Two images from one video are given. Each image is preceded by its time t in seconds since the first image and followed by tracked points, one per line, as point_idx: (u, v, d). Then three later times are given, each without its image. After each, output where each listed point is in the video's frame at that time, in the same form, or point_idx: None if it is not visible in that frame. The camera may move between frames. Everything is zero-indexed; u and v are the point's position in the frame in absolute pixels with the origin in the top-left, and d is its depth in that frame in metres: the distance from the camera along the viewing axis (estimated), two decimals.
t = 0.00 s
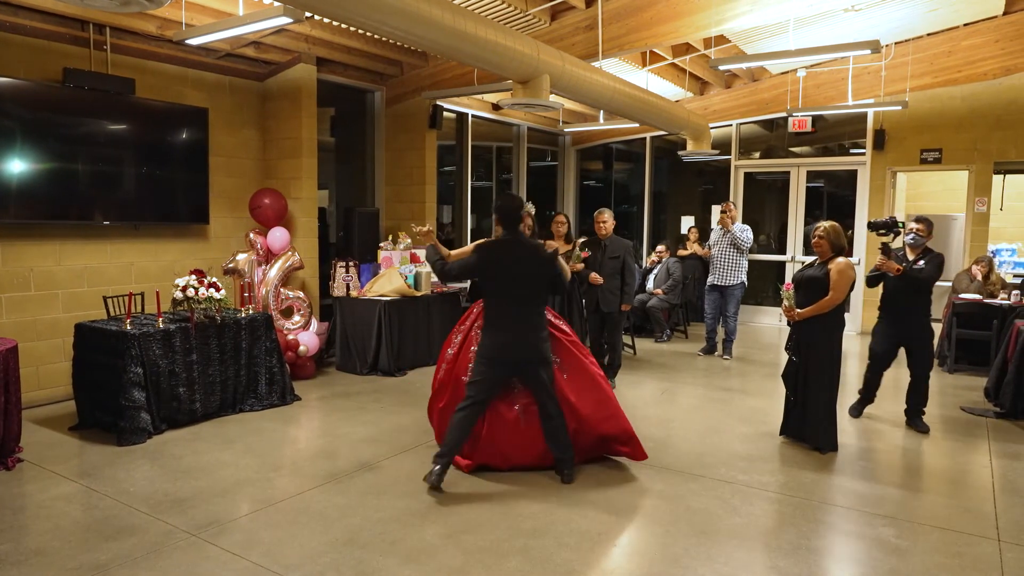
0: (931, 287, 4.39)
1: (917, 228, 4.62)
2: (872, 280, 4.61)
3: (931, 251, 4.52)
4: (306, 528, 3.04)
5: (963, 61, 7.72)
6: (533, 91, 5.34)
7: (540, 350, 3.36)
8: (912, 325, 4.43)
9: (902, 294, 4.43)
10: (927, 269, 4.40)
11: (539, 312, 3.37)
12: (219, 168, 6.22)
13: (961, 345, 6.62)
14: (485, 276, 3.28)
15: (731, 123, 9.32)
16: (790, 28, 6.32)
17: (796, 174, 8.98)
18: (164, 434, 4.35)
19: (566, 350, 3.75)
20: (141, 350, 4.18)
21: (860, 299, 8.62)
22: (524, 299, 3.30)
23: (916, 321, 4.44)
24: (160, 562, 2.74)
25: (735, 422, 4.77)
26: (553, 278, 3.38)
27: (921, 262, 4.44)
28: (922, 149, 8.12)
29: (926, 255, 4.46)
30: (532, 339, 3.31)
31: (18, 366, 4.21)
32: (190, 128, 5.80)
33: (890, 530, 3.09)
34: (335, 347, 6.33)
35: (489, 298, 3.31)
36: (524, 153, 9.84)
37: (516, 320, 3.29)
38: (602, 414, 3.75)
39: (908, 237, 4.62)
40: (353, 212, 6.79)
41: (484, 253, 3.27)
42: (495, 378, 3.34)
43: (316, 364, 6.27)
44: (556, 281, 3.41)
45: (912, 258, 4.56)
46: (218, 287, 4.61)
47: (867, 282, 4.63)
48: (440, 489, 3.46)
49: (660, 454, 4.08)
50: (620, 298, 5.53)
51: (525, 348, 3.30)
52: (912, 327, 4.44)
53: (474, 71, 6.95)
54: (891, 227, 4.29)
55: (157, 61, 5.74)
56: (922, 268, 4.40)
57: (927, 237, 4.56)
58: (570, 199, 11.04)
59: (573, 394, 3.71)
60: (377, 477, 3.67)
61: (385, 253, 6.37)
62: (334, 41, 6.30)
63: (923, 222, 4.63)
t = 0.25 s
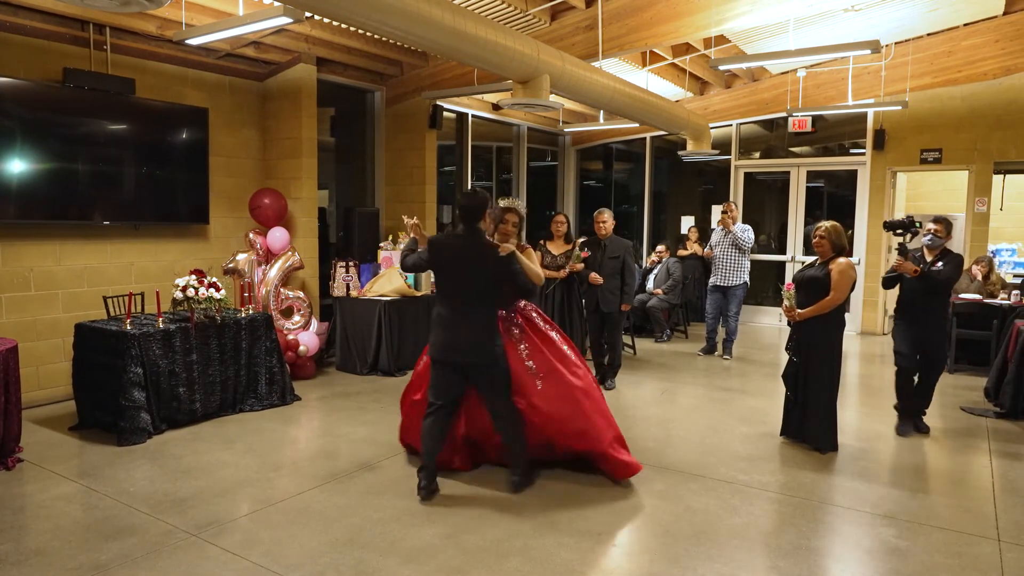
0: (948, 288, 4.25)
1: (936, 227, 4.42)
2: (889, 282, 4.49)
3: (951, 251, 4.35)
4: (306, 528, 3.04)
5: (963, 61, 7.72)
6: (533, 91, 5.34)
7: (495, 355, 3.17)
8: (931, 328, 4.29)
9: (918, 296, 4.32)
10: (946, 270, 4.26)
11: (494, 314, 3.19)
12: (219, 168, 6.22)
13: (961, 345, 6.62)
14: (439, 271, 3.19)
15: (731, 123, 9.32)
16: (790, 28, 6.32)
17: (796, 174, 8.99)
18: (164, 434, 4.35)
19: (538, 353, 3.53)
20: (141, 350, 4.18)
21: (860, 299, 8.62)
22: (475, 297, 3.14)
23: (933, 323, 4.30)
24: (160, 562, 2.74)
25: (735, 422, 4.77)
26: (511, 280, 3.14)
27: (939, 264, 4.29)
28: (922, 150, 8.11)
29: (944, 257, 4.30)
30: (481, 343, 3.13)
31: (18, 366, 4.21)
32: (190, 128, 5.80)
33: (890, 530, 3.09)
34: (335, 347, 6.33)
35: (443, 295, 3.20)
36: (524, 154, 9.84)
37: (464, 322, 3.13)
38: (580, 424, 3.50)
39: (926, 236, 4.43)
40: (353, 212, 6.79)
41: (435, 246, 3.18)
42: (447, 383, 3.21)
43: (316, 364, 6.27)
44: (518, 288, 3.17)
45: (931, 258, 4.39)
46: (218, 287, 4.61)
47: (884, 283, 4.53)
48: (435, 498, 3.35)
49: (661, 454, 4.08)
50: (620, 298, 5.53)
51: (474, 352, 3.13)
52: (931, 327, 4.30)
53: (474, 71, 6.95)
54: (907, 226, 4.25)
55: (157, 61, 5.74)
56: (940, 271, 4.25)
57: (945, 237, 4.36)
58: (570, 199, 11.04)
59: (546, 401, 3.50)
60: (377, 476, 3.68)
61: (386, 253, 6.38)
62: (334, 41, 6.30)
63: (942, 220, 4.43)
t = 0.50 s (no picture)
0: (959, 291, 4.11)
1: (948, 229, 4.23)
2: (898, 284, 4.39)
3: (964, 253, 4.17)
4: (306, 528, 3.04)
5: (963, 61, 7.71)
6: (533, 91, 5.34)
7: (465, 347, 3.16)
8: (941, 333, 4.19)
9: (928, 298, 4.20)
10: (957, 273, 4.11)
11: (469, 308, 3.18)
12: (218, 168, 6.22)
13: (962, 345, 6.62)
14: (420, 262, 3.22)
15: (731, 123, 9.33)
16: (790, 28, 6.32)
17: (796, 174, 8.99)
18: (164, 434, 4.35)
19: (517, 357, 3.37)
20: (141, 350, 4.18)
21: (860, 299, 8.62)
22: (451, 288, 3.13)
23: (943, 326, 4.19)
24: (160, 562, 2.74)
25: (735, 422, 4.77)
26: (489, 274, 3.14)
27: (950, 267, 4.14)
28: (922, 150, 8.11)
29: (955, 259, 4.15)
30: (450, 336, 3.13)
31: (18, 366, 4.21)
32: (189, 128, 5.80)
33: (890, 530, 3.09)
34: (335, 347, 6.33)
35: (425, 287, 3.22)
36: (524, 154, 9.84)
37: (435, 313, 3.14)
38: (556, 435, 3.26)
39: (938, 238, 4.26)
40: (353, 212, 6.79)
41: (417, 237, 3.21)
42: (420, 373, 3.22)
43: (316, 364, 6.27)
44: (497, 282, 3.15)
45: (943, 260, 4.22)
46: (218, 287, 4.61)
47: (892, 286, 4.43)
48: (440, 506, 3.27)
49: (661, 454, 4.08)
50: (620, 299, 5.53)
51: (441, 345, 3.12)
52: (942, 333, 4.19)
53: (474, 71, 6.95)
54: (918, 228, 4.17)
55: (157, 61, 5.74)
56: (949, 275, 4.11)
57: (957, 240, 4.18)
58: (570, 199, 11.04)
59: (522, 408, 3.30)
60: (377, 476, 3.68)
61: (386, 253, 6.39)
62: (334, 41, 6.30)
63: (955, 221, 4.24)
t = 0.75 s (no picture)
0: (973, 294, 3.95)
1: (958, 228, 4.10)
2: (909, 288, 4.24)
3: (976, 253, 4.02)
4: (306, 528, 3.04)
5: (964, 61, 7.71)
6: (533, 91, 5.34)
7: (445, 349, 3.09)
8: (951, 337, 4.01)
9: (941, 302, 4.03)
10: (970, 275, 3.96)
11: (452, 310, 3.12)
12: (218, 168, 6.22)
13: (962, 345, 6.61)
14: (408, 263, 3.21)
15: (731, 123, 9.33)
16: (790, 28, 6.32)
17: (797, 174, 8.99)
18: (164, 434, 4.35)
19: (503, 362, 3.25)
20: (141, 350, 4.17)
21: (860, 299, 8.62)
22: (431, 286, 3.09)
23: (954, 329, 4.01)
24: (160, 562, 2.74)
25: (735, 422, 4.77)
26: (475, 276, 3.10)
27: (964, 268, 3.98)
28: (922, 150, 8.11)
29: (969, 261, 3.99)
30: (434, 338, 3.07)
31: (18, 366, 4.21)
32: (189, 128, 5.80)
33: (890, 530, 3.09)
34: (335, 347, 6.33)
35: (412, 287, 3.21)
36: (524, 153, 9.84)
37: (419, 312, 3.11)
38: (533, 446, 3.10)
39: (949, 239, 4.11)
40: (353, 212, 6.79)
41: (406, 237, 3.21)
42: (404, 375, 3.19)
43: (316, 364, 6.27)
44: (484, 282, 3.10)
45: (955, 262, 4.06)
46: (218, 287, 4.60)
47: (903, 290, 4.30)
48: (431, 508, 3.22)
49: (661, 454, 4.07)
50: (620, 299, 5.52)
51: (424, 347, 3.07)
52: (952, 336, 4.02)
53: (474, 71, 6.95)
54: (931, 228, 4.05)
55: (157, 61, 5.74)
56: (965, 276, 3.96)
57: (970, 240, 4.04)
58: (570, 199, 11.03)
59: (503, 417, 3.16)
60: (377, 476, 3.68)
61: (386, 253, 6.39)
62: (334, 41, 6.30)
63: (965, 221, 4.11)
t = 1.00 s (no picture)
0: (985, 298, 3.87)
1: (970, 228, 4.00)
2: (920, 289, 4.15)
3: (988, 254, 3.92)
4: (306, 528, 3.04)
5: (964, 61, 7.70)
6: (533, 91, 5.34)
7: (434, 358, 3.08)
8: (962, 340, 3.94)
9: (953, 306, 3.95)
10: (982, 278, 3.86)
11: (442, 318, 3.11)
12: (219, 168, 6.22)
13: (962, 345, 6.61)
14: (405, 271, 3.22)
15: (731, 123, 9.33)
16: (790, 28, 6.32)
17: (797, 174, 8.99)
18: (164, 434, 4.35)
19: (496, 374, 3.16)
20: (141, 350, 4.18)
21: (860, 299, 8.63)
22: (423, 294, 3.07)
23: (966, 332, 3.93)
24: (161, 562, 2.74)
25: (735, 422, 4.77)
26: (460, 283, 3.03)
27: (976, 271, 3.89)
28: (921, 150, 8.11)
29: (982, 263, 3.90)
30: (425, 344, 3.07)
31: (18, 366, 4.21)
32: (190, 128, 5.80)
33: (891, 530, 3.09)
34: (335, 347, 6.33)
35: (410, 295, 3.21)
36: (524, 153, 9.84)
37: (412, 319, 3.13)
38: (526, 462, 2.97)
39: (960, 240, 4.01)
40: (353, 212, 6.79)
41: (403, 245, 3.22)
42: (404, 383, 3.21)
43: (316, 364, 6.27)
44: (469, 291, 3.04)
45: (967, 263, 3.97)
46: (218, 287, 4.60)
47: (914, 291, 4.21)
48: (432, 508, 3.22)
49: (661, 454, 4.07)
50: (620, 299, 5.53)
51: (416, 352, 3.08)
52: (958, 343, 3.94)
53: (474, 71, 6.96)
54: (943, 228, 4.12)
55: (157, 61, 5.74)
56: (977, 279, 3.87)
57: (982, 240, 3.94)
58: (570, 199, 11.04)
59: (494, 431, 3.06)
60: (377, 476, 3.68)
61: (386, 253, 6.39)
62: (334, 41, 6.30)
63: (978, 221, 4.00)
